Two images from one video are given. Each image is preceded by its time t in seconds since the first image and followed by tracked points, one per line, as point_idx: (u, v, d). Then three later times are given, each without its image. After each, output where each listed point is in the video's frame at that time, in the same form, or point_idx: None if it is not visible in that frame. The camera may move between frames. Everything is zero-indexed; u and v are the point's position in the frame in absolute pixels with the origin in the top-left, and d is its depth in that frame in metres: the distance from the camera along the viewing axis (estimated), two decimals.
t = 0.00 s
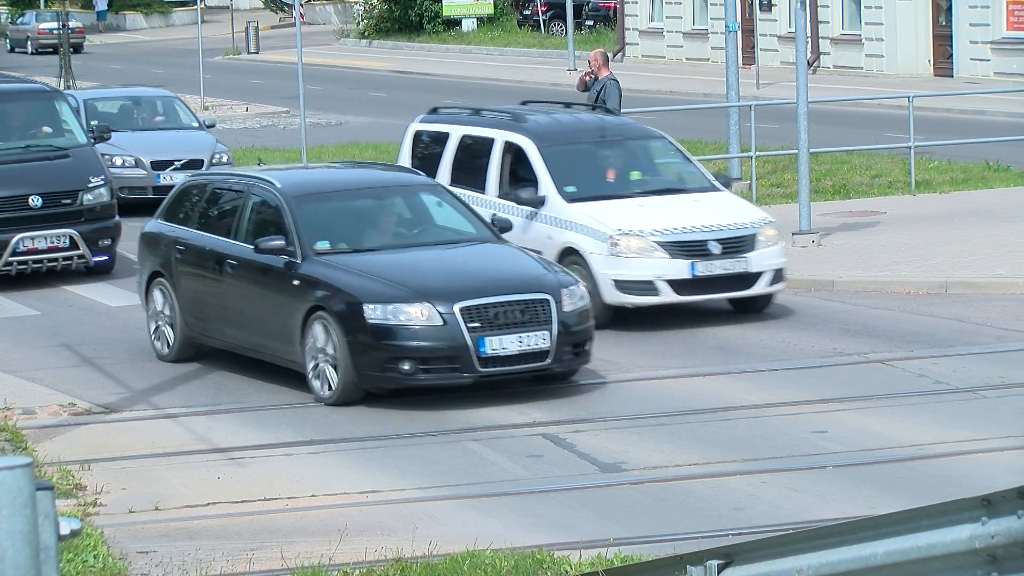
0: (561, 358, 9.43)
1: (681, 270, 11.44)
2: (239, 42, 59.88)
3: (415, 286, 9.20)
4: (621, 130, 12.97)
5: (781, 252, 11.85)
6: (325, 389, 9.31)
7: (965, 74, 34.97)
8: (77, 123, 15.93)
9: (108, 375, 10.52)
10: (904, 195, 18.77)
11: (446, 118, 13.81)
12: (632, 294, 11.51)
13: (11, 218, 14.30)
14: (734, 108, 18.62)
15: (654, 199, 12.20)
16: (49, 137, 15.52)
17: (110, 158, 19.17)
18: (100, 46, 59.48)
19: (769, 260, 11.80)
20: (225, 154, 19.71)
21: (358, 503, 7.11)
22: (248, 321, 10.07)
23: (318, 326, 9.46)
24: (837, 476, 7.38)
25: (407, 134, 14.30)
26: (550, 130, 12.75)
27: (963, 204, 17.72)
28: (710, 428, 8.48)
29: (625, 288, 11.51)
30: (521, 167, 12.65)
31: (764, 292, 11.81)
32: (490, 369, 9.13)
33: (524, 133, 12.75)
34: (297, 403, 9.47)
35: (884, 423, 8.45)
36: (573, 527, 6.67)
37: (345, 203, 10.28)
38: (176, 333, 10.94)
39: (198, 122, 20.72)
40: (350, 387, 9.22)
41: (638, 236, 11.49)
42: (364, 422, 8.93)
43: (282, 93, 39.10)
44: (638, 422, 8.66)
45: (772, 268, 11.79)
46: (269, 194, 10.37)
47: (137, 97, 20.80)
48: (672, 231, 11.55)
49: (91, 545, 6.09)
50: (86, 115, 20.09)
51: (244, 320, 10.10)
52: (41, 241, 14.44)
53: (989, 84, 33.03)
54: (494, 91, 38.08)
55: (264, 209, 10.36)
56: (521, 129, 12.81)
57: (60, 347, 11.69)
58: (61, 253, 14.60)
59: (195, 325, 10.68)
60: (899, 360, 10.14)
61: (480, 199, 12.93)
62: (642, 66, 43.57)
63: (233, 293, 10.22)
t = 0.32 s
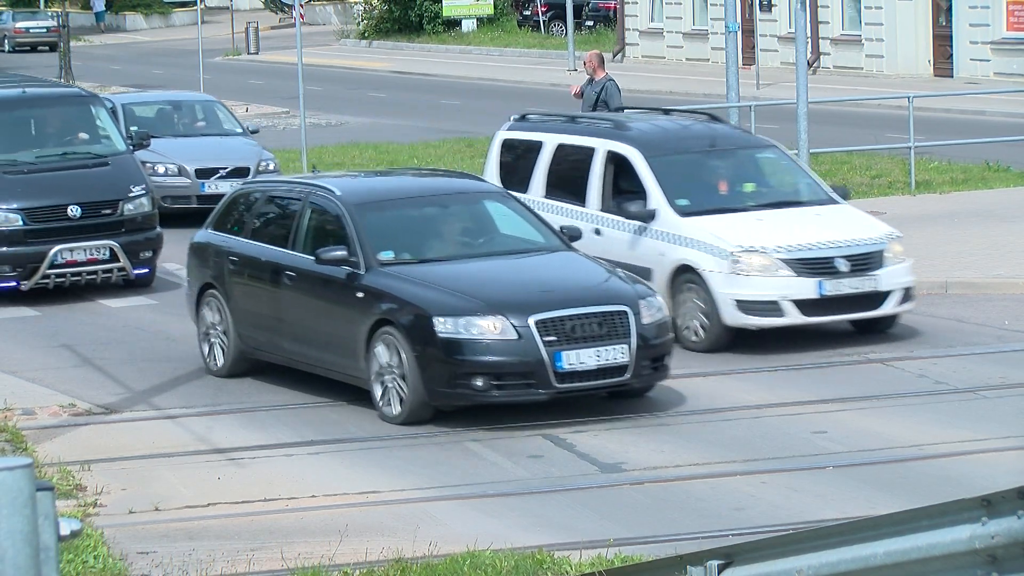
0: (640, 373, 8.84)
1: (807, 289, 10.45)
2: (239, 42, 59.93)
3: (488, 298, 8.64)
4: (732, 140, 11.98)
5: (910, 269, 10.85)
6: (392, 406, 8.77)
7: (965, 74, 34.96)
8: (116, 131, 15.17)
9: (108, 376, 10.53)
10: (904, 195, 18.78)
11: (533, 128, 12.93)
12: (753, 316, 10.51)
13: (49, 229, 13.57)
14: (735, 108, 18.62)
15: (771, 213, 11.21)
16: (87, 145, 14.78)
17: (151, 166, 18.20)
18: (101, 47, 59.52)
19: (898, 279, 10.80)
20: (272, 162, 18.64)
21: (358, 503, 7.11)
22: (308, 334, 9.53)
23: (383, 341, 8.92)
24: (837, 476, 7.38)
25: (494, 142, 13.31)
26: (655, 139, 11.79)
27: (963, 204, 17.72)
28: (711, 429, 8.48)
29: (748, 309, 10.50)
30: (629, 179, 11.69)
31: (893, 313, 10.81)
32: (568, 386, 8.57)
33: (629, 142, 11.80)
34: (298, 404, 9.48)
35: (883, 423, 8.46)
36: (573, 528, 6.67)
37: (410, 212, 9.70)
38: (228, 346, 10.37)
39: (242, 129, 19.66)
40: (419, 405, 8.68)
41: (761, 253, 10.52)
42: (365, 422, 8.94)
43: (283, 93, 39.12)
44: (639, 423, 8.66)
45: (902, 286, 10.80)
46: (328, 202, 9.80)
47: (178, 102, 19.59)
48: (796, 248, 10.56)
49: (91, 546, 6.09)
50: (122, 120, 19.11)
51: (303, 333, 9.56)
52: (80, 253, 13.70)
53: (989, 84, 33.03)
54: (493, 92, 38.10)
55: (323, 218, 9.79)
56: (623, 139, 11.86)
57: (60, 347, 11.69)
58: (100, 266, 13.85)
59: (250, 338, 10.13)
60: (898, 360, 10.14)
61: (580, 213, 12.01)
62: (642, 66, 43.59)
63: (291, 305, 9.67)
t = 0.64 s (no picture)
0: (726, 394, 8.21)
1: (962, 309, 9.48)
2: (238, 42, 59.94)
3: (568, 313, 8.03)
4: (862, 148, 10.99)
5: None
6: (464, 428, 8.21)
7: (965, 74, 34.97)
8: (157, 137, 14.23)
9: (108, 376, 10.53)
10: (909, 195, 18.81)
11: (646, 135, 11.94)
12: (904, 338, 9.52)
13: (88, 239, 12.77)
14: (735, 108, 18.61)
15: (914, 227, 10.22)
16: (125, 151, 13.84)
17: (197, 174, 17.22)
18: (100, 46, 59.52)
19: None
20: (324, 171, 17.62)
21: (358, 503, 7.11)
22: (373, 352, 8.97)
23: (455, 359, 8.36)
24: (837, 476, 7.38)
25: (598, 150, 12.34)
26: (782, 147, 10.82)
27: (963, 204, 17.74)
28: (711, 430, 8.48)
29: (899, 332, 9.51)
30: (756, 193, 10.72)
31: None
32: (652, 407, 7.96)
33: (754, 151, 10.83)
34: (299, 404, 9.49)
35: (884, 423, 8.46)
36: (573, 527, 6.67)
37: (482, 223, 9.11)
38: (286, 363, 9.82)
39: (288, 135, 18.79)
40: (495, 427, 8.11)
41: (911, 269, 9.56)
42: (365, 422, 8.94)
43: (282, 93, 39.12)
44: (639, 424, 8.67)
45: None
46: (395, 212, 9.21)
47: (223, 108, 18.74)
48: (949, 265, 9.60)
49: (91, 546, 6.09)
50: (167, 128, 18.05)
51: (368, 351, 9.01)
52: (122, 263, 12.90)
53: (989, 84, 33.03)
54: (493, 92, 38.10)
55: (388, 228, 9.20)
56: (748, 147, 10.90)
57: (60, 347, 11.70)
58: (143, 277, 13.05)
59: (309, 354, 9.59)
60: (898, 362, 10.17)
61: (703, 228, 11.01)
62: (642, 66, 43.60)
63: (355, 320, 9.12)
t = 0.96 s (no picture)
0: (821, 418, 7.59)
1: None
2: (238, 42, 59.99)
3: (654, 331, 7.44)
4: None
5: None
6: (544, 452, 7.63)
7: (965, 74, 34.96)
8: (201, 142, 13.43)
9: (108, 376, 10.54)
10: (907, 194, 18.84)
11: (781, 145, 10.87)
12: None
13: (132, 250, 12.01)
14: (735, 107, 18.59)
15: None
16: (167, 158, 13.04)
17: (249, 184, 16.16)
18: (100, 46, 59.56)
19: None
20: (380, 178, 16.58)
21: (358, 503, 7.12)
22: (445, 369, 8.42)
23: (533, 378, 7.79)
24: (837, 477, 7.38)
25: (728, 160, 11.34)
26: (941, 156, 9.71)
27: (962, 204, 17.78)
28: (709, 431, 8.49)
29: None
30: (913, 208, 9.64)
31: None
32: (745, 432, 7.37)
33: (910, 161, 9.71)
34: (298, 403, 9.50)
35: (885, 423, 8.46)
36: (573, 528, 6.67)
37: (564, 234, 8.51)
38: (352, 380, 9.26)
39: (340, 140, 17.77)
40: (576, 451, 7.54)
41: None
42: (364, 423, 8.94)
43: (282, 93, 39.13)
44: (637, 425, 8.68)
45: None
46: (469, 221, 8.61)
47: (273, 112, 17.63)
48: None
49: (91, 546, 6.08)
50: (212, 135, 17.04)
51: (439, 368, 8.45)
52: (167, 276, 12.12)
53: (989, 84, 33.02)
54: (492, 92, 38.11)
55: (461, 239, 8.62)
56: (904, 157, 9.76)
57: (60, 347, 11.70)
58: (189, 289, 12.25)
59: (379, 371, 9.04)
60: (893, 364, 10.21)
61: (851, 246, 9.96)
62: (641, 66, 43.61)
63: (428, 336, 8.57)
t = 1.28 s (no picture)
0: (937, 446, 6.91)
1: None
2: (237, 43, 59.99)
3: (757, 353, 6.82)
4: None
5: None
6: (638, 483, 7.00)
7: (965, 74, 34.96)
8: (246, 147, 12.80)
9: (108, 376, 10.54)
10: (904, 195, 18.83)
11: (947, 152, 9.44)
12: None
13: (178, 260, 11.41)
14: (734, 107, 18.58)
15: None
16: (213, 164, 12.41)
17: (305, 195, 15.31)
18: (99, 46, 59.56)
19: None
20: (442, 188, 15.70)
21: (357, 504, 7.12)
22: (528, 392, 7.82)
23: (625, 404, 7.17)
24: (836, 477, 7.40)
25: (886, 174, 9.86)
26: None
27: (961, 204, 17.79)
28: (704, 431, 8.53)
29: None
30: None
31: None
32: (855, 462, 6.72)
33: None
34: (297, 404, 9.50)
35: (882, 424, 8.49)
36: (573, 527, 6.68)
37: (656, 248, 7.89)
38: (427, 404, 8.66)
39: (398, 147, 16.94)
40: (675, 482, 6.91)
41: None
42: (363, 423, 8.95)
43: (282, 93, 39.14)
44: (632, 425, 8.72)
45: None
46: (553, 234, 8.01)
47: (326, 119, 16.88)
48: None
49: (91, 546, 6.08)
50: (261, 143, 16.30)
51: (523, 392, 7.84)
52: (214, 288, 11.52)
53: (989, 84, 33.01)
54: (492, 92, 38.10)
55: (546, 254, 8.00)
56: None
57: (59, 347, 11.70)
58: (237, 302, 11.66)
59: (455, 392, 8.42)
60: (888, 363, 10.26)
61: None
62: (641, 66, 43.61)
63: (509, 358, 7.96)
